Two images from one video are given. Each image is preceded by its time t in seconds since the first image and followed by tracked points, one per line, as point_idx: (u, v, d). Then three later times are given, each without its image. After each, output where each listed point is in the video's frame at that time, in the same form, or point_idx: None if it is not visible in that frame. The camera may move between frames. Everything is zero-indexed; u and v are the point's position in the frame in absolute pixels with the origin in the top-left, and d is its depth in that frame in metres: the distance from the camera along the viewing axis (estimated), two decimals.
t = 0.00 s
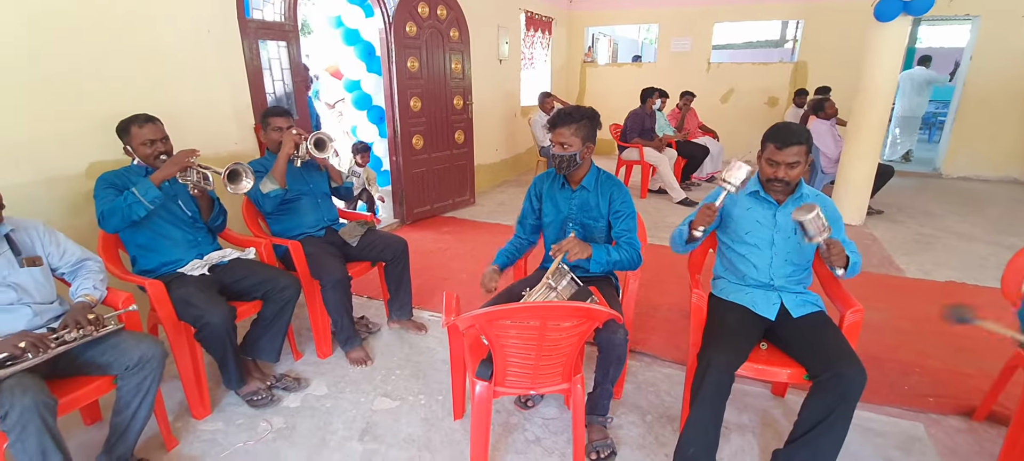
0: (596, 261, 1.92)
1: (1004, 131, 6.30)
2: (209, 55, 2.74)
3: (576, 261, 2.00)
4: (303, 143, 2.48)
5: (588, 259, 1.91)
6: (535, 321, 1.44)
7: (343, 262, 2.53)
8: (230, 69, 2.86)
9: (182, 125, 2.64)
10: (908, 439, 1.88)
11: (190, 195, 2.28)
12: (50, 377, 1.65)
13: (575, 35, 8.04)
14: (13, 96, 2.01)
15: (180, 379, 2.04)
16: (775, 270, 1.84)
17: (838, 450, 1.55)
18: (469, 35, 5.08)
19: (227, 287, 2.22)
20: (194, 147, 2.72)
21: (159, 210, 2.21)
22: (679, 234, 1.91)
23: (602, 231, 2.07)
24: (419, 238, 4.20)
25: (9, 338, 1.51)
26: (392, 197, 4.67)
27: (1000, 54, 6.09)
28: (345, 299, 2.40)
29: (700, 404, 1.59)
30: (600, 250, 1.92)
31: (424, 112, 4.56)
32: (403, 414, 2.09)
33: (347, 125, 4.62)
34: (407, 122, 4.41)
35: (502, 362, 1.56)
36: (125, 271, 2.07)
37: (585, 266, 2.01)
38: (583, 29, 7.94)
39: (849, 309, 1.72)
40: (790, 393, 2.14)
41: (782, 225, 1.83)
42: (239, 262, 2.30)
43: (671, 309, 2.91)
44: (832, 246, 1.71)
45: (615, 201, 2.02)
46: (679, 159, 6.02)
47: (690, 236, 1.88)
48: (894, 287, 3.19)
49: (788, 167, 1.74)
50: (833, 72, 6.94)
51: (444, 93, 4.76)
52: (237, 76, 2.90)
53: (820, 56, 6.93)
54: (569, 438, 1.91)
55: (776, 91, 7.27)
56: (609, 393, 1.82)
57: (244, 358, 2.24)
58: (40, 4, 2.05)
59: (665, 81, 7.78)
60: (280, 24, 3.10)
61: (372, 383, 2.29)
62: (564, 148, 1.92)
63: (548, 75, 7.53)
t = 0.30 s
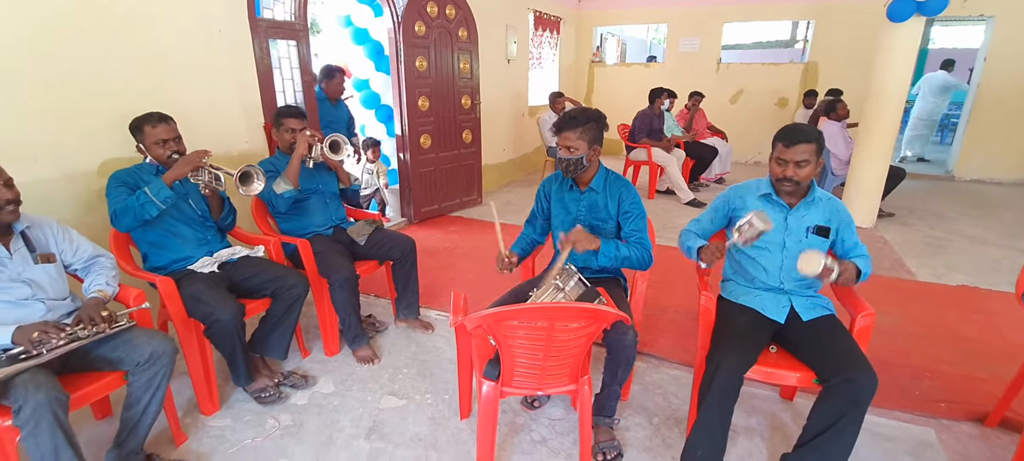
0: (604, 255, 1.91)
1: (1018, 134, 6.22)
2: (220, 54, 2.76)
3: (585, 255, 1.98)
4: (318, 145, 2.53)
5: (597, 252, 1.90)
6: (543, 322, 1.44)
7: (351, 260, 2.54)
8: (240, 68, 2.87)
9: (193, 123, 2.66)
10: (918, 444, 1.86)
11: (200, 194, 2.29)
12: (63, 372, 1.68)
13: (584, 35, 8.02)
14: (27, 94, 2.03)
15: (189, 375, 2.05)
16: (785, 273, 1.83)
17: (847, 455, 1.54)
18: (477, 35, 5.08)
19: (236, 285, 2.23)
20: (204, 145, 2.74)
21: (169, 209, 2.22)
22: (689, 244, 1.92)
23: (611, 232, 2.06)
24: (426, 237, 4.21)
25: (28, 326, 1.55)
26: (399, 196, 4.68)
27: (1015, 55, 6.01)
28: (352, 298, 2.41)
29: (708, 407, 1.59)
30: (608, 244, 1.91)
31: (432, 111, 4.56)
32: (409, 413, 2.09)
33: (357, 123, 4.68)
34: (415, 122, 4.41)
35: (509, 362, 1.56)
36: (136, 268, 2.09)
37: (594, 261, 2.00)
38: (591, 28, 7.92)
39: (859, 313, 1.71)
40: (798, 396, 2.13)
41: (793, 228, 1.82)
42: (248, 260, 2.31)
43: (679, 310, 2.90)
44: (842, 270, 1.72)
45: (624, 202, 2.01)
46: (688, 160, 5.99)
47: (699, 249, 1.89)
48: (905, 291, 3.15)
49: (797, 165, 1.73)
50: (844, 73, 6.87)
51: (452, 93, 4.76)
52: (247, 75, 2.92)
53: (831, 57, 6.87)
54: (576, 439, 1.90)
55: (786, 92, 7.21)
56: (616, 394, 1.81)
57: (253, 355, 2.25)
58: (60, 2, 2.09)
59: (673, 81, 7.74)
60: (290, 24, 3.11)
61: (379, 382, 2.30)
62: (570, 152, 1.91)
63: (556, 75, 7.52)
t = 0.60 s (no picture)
0: (604, 262, 1.91)
1: None
2: (228, 53, 2.77)
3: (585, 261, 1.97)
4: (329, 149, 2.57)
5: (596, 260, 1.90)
6: (550, 323, 1.44)
7: (357, 259, 2.54)
8: (249, 67, 2.89)
9: (202, 122, 2.68)
10: (926, 450, 1.84)
11: (209, 193, 2.30)
12: (71, 368, 1.69)
13: (590, 35, 8.01)
14: (38, 92, 2.05)
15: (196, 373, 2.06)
16: (794, 275, 1.81)
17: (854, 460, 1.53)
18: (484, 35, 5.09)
19: (243, 283, 2.24)
20: (213, 144, 2.76)
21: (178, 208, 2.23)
22: (700, 245, 1.89)
23: (615, 234, 2.06)
24: (432, 237, 4.22)
25: (51, 318, 1.59)
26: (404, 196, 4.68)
27: None
28: (358, 297, 2.42)
29: (715, 410, 1.58)
30: (608, 251, 1.92)
31: (438, 111, 4.57)
32: (414, 413, 2.09)
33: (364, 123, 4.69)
34: (421, 121, 4.42)
35: (515, 363, 1.55)
36: (144, 265, 2.10)
37: (595, 267, 2.00)
38: (598, 29, 7.91)
39: (868, 316, 1.70)
40: (805, 400, 2.11)
41: (802, 227, 1.81)
42: (255, 258, 2.32)
43: (684, 312, 2.89)
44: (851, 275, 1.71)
45: (629, 204, 2.01)
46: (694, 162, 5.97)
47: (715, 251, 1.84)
48: (913, 295, 3.13)
49: (800, 165, 1.72)
50: (852, 75, 6.84)
51: (459, 92, 4.77)
52: (255, 74, 2.93)
53: (839, 59, 6.83)
54: (580, 440, 1.90)
55: (793, 94, 7.18)
56: (621, 396, 1.81)
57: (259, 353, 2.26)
58: (70, 1, 2.10)
59: (680, 82, 7.72)
60: (299, 23, 3.12)
61: (384, 381, 2.30)
62: (579, 150, 1.91)
63: (562, 75, 7.51)
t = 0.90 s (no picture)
0: (622, 262, 1.89)
1: None
2: (238, 53, 2.79)
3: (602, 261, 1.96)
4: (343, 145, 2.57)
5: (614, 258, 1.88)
6: (558, 324, 1.43)
7: (365, 260, 2.55)
8: (258, 66, 2.90)
9: (212, 122, 2.69)
10: (937, 456, 1.82)
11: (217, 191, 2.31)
12: (82, 365, 1.70)
13: (598, 36, 8.00)
14: (50, 91, 2.07)
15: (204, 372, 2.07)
16: (804, 278, 1.80)
17: None
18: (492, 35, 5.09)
19: (252, 282, 2.25)
20: (222, 143, 2.77)
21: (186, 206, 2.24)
22: (707, 237, 1.89)
23: (627, 233, 2.05)
24: (438, 237, 4.22)
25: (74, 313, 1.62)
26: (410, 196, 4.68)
27: None
28: (366, 296, 2.42)
29: (724, 413, 1.57)
30: (626, 249, 1.90)
31: (446, 111, 4.57)
32: (420, 413, 2.09)
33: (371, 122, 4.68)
34: (428, 121, 4.42)
35: (523, 364, 1.55)
36: (154, 264, 2.12)
37: (610, 267, 1.98)
38: (606, 29, 7.90)
39: (880, 320, 1.68)
40: (815, 404, 2.09)
41: (812, 232, 1.78)
42: (264, 258, 2.33)
43: (692, 314, 2.87)
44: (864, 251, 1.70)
45: (641, 204, 2.00)
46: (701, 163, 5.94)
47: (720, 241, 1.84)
48: (924, 299, 3.09)
49: (810, 170, 1.70)
50: (862, 76, 6.79)
51: (466, 92, 4.77)
52: (265, 73, 2.94)
53: (849, 60, 6.78)
54: (588, 442, 1.89)
55: (802, 95, 7.13)
56: (629, 398, 1.80)
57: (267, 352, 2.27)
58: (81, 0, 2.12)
59: (688, 83, 7.69)
60: (307, 23, 3.14)
61: (391, 381, 2.30)
62: (590, 151, 1.90)
63: (570, 75, 7.50)
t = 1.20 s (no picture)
0: (629, 263, 1.88)
1: None
2: (250, 52, 2.80)
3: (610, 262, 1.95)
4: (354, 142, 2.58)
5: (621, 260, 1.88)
6: (569, 326, 1.42)
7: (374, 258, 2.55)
8: (269, 65, 2.91)
9: (223, 120, 2.71)
10: None
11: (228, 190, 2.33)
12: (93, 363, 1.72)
13: (608, 35, 7.96)
14: (64, 90, 2.08)
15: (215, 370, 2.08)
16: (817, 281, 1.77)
17: None
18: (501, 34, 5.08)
19: (261, 279, 2.26)
20: (233, 142, 2.78)
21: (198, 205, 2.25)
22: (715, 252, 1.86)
23: (636, 233, 2.03)
24: (447, 236, 4.22)
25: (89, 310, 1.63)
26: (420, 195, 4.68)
27: None
28: (375, 295, 2.42)
29: (736, 417, 1.55)
30: (632, 251, 1.89)
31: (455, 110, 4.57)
32: (429, 413, 2.09)
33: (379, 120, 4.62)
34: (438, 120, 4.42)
35: (532, 365, 1.54)
36: (166, 261, 2.13)
37: (620, 267, 1.97)
38: (616, 28, 7.86)
39: (895, 324, 1.65)
40: (827, 408, 2.07)
41: (825, 234, 1.76)
42: (274, 256, 2.34)
43: (702, 316, 2.85)
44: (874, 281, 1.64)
45: (651, 203, 1.98)
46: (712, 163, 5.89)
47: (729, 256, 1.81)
48: (939, 302, 3.05)
49: (823, 167, 1.68)
50: (876, 75, 6.70)
51: (475, 92, 4.77)
52: (276, 72, 2.95)
53: (862, 59, 6.70)
54: (597, 444, 1.88)
55: (814, 94, 7.06)
56: (639, 400, 1.78)
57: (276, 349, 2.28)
58: None
59: (699, 82, 7.63)
60: (318, 21, 3.15)
61: (399, 380, 2.30)
62: (598, 156, 1.89)
63: (579, 74, 7.47)
